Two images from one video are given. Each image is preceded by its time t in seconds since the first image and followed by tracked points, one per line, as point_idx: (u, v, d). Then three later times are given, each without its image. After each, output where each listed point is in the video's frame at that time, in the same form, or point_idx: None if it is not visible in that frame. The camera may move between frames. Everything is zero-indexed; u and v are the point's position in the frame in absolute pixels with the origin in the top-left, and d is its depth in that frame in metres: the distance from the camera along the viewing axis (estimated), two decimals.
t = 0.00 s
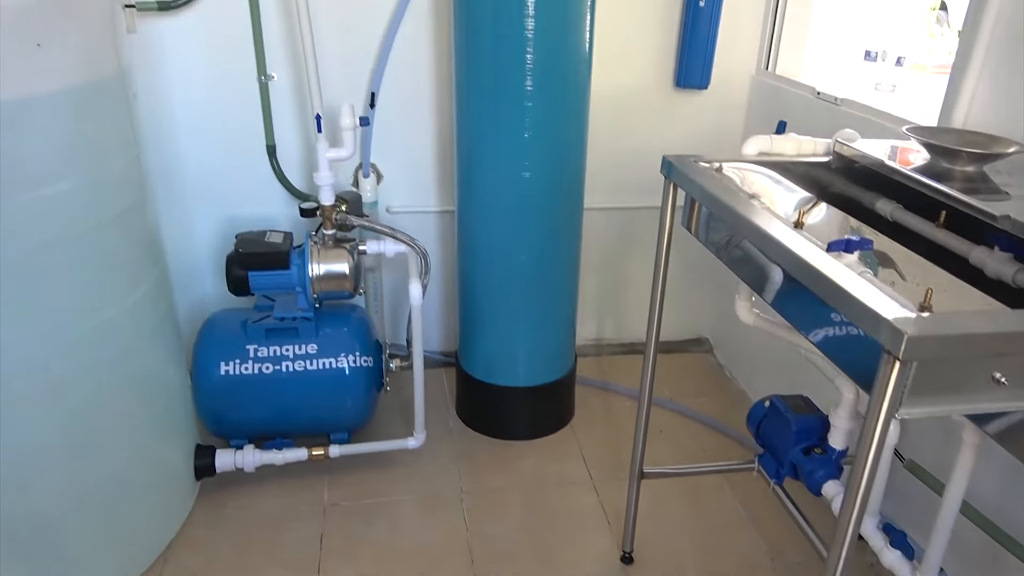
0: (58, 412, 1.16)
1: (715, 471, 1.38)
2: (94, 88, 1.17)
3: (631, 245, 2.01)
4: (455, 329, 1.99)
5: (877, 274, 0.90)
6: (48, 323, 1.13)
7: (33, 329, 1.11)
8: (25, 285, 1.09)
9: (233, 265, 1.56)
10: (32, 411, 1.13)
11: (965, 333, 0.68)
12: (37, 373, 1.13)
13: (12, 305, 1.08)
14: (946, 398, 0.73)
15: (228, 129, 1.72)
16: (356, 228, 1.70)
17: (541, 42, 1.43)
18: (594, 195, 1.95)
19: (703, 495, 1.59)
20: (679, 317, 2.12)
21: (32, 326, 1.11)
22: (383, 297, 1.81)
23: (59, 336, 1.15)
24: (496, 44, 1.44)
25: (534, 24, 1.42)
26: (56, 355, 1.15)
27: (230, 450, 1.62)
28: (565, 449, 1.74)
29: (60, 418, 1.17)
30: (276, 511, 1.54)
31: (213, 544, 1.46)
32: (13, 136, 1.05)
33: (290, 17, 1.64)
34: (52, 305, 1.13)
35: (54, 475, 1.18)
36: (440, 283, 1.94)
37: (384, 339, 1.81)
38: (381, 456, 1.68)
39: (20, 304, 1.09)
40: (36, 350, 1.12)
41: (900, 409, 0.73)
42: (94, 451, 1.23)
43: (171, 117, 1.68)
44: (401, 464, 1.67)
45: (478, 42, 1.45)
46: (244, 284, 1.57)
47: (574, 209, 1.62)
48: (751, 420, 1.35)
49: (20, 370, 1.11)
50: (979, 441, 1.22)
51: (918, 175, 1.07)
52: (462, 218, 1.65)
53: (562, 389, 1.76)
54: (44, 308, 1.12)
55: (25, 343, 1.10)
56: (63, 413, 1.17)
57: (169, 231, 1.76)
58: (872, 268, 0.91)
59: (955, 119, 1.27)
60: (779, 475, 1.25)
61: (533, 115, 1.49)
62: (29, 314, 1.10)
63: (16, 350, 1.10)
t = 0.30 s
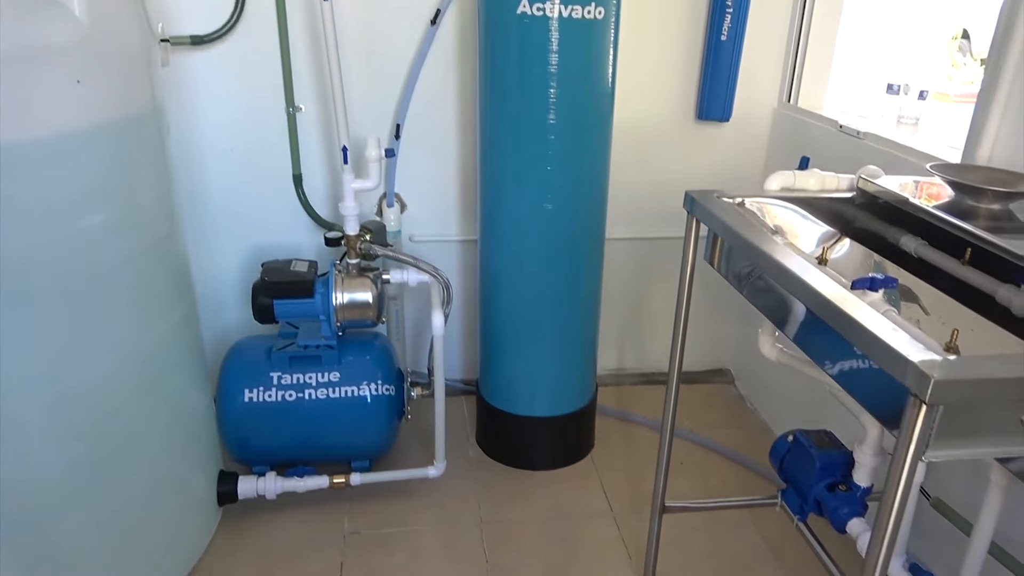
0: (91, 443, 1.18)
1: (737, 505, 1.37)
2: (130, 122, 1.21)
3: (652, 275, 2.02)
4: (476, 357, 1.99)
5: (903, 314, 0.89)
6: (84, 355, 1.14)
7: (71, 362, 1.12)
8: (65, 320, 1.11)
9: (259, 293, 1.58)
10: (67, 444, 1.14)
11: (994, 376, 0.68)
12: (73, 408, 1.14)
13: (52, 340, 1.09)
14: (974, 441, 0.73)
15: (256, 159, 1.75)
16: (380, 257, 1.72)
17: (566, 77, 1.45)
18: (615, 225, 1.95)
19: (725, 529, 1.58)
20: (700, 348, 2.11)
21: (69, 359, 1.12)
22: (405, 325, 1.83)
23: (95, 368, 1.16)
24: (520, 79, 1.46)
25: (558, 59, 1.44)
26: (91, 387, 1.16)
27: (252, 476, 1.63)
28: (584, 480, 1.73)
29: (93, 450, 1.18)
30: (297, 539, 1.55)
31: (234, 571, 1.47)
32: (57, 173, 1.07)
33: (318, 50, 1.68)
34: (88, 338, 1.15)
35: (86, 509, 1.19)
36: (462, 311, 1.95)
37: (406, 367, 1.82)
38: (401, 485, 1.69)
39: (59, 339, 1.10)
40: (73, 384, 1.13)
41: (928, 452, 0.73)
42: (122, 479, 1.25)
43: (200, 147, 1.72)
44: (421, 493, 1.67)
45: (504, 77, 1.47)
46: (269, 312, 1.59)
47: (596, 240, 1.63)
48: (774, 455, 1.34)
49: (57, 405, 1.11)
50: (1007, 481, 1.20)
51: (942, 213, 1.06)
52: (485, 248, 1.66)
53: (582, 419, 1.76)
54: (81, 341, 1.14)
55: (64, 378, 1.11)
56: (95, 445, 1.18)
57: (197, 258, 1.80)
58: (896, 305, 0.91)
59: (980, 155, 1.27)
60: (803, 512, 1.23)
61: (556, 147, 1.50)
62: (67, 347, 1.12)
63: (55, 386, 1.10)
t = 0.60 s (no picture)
0: (127, 473, 1.19)
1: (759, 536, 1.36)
2: (158, 154, 1.23)
3: (672, 301, 2.02)
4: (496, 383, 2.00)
5: (928, 347, 0.89)
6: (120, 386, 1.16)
7: (110, 394, 1.14)
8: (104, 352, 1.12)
9: (282, 319, 1.60)
10: (108, 477, 1.15)
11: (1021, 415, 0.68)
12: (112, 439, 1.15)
13: (94, 373, 1.10)
14: (1002, 479, 0.73)
15: (281, 186, 1.78)
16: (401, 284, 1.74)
17: (586, 106, 1.46)
18: (636, 251, 1.96)
19: (747, 560, 1.56)
20: (721, 375, 2.10)
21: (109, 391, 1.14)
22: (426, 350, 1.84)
23: (130, 398, 1.18)
24: (542, 109, 1.47)
25: (578, 90, 1.45)
26: (126, 416, 1.18)
27: (274, 501, 1.65)
28: (605, 508, 1.72)
29: (129, 479, 1.19)
30: (318, 564, 1.55)
31: None
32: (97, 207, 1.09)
33: (343, 81, 1.72)
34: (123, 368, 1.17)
35: (125, 541, 1.19)
36: (483, 337, 1.96)
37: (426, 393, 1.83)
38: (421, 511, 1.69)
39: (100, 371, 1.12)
40: (111, 415, 1.15)
41: (954, 489, 0.72)
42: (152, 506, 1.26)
43: (227, 176, 1.75)
44: (442, 520, 1.67)
45: (526, 107, 1.49)
46: (292, 338, 1.61)
47: (616, 267, 1.63)
48: (798, 486, 1.32)
49: (100, 438, 1.12)
50: None
51: (965, 244, 1.06)
52: (505, 275, 1.67)
53: (603, 446, 1.76)
54: (118, 372, 1.15)
55: (104, 410, 1.13)
56: (131, 474, 1.20)
57: (222, 284, 1.83)
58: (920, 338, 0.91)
59: (1004, 185, 1.26)
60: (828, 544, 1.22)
61: (577, 176, 1.51)
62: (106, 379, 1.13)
63: (96, 419, 1.12)
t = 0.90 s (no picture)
0: (154, 493, 1.21)
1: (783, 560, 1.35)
2: (192, 180, 1.26)
3: (693, 320, 2.01)
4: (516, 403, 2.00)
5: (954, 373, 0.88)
6: (151, 408, 1.18)
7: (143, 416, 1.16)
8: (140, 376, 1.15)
9: (305, 339, 1.62)
10: (135, 497, 1.17)
11: None
12: (142, 459, 1.17)
13: (128, 395, 1.13)
14: None
15: (304, 208, 1.81)
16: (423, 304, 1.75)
17: (606, 129, 1.47)
18: (656, 271, 1.96)
19: None
20: (742, 395, 2.09)
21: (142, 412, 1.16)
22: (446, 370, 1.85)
23: (160, 420, 1.20)
24: (562, 132, 1.49)
25: (598, 112, 1.46)
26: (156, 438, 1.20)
27: (296, 520, 1.66)
28: (626, 530, 1.72)
29: (157, 500, 1.21)
30: None
31: None
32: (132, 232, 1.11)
33: (366, 104, 1.74)
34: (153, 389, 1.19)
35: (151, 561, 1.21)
36: (503, 357, 1.97)
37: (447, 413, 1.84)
38: (442, 532, 1.69)
39: (134, 394, 1.14)
40: (143, 435, 1.17)
41: (981, 519, 0.72)
42: (181, 527, 1.28)
43: (252, 198, 1.78)
44: (462, 541, 1.68)
45: (546, 130, 1.50)
46: (315, 358, 1.63)
47: (637, 288, 1.63)
48: (821, 509, 1.31)
49: (129, 458, 1.15)
50: None
51: (988, 268, 1.05)
52: (526, 296, 1.68)
53: (623, 467, 1.75)
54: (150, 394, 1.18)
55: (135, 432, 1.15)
56: (159, 495, 1.21)
57: (247, 305, 1.86)
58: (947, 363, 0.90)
59: None
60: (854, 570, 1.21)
61: (597, 198, 1.52)
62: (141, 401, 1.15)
63: (128, 439, 1.14)
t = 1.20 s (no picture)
0: (179, 507, 1.22)
1: None
2: (218, 199, 1.27)
3: (713, 335, 2.00)
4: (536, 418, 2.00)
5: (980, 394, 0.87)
6: (180, 423, 1.19)
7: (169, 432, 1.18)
8: (166, 391, 1.16)
9: (326, 353, 1.63)
10: (161, 510, 1.18)
11: None
12: (168, 474, 1.19)
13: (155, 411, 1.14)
14: None
15: (326, 223, 1.82)
16: (443, 320, 1.76)
17: (624, 145, 1.48)
18: (675, 285, 1.96)
19: None
20: (763, 411, 2.07)
21: (168, 427, 1.17)
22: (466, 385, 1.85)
23: (188, 436, 1.21)
24: (582, 148, 1.49)
25: (618, 129, 1.47)
26: (185, 453, 1.21)
27: (316, 534, 1.67)
28: (646, 547, 1.71)
29: (183, 515, 1.22)
30: None
31: None
32: (158, 250, 1.12)
33: (387, 120, 1.76)
34: (182, 404, 1.20)
35: (175, 574, 1.23)
36: (522, 371, 1.97)
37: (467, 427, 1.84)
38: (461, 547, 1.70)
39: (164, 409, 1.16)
40: (171, 451, 1.19)
41: (1010, 544, 0.72)
42: (207, 542, 1.29)
43: (275, 213, 1.80)
44: (482, 556, 1.68)
45: (566, 146, 1.51)
46: (336, 372, 1.64)
47: (656, 303, 1.63)
48: (845, 529, 1.29)
49: (155, 473, 1.16)
50: None
51: (1012, 286, 1.04)
52: (546, 311, 1.68)
53: (644, 483, 1.74)
54: (178, 410, 1.19)
55: (161, 447, 1.17)
56: (185, 510, 1.23)
57: (269, 319, 1.88)
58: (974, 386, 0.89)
59: None
60: None
61: (617, 214, 1.52)
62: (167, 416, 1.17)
63: (154, 455, 1.16)
